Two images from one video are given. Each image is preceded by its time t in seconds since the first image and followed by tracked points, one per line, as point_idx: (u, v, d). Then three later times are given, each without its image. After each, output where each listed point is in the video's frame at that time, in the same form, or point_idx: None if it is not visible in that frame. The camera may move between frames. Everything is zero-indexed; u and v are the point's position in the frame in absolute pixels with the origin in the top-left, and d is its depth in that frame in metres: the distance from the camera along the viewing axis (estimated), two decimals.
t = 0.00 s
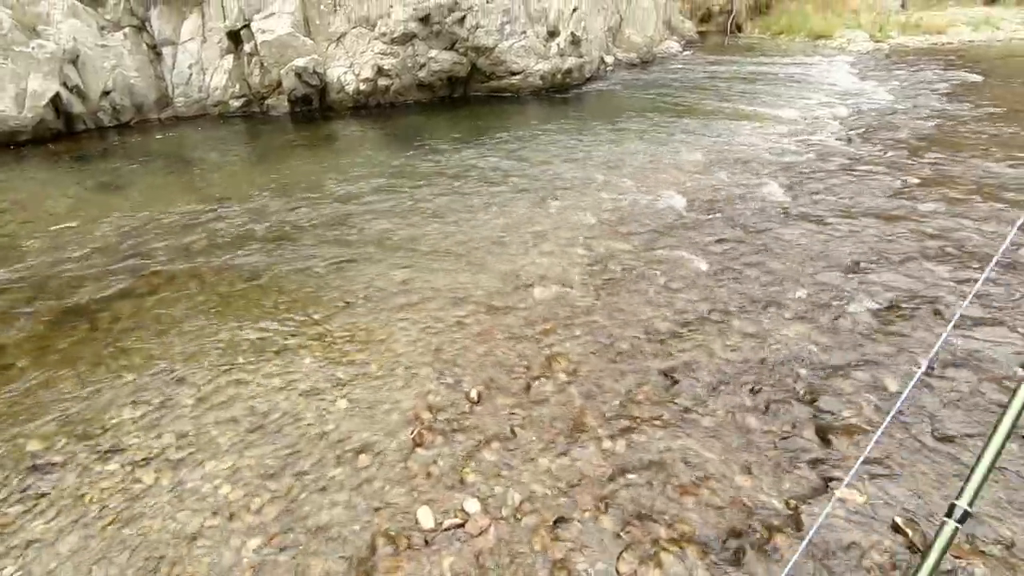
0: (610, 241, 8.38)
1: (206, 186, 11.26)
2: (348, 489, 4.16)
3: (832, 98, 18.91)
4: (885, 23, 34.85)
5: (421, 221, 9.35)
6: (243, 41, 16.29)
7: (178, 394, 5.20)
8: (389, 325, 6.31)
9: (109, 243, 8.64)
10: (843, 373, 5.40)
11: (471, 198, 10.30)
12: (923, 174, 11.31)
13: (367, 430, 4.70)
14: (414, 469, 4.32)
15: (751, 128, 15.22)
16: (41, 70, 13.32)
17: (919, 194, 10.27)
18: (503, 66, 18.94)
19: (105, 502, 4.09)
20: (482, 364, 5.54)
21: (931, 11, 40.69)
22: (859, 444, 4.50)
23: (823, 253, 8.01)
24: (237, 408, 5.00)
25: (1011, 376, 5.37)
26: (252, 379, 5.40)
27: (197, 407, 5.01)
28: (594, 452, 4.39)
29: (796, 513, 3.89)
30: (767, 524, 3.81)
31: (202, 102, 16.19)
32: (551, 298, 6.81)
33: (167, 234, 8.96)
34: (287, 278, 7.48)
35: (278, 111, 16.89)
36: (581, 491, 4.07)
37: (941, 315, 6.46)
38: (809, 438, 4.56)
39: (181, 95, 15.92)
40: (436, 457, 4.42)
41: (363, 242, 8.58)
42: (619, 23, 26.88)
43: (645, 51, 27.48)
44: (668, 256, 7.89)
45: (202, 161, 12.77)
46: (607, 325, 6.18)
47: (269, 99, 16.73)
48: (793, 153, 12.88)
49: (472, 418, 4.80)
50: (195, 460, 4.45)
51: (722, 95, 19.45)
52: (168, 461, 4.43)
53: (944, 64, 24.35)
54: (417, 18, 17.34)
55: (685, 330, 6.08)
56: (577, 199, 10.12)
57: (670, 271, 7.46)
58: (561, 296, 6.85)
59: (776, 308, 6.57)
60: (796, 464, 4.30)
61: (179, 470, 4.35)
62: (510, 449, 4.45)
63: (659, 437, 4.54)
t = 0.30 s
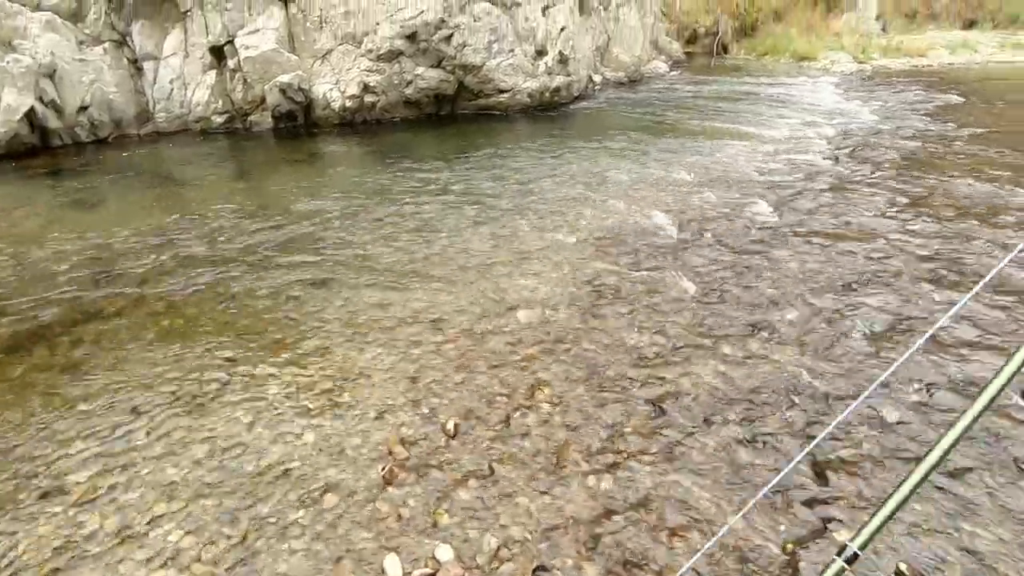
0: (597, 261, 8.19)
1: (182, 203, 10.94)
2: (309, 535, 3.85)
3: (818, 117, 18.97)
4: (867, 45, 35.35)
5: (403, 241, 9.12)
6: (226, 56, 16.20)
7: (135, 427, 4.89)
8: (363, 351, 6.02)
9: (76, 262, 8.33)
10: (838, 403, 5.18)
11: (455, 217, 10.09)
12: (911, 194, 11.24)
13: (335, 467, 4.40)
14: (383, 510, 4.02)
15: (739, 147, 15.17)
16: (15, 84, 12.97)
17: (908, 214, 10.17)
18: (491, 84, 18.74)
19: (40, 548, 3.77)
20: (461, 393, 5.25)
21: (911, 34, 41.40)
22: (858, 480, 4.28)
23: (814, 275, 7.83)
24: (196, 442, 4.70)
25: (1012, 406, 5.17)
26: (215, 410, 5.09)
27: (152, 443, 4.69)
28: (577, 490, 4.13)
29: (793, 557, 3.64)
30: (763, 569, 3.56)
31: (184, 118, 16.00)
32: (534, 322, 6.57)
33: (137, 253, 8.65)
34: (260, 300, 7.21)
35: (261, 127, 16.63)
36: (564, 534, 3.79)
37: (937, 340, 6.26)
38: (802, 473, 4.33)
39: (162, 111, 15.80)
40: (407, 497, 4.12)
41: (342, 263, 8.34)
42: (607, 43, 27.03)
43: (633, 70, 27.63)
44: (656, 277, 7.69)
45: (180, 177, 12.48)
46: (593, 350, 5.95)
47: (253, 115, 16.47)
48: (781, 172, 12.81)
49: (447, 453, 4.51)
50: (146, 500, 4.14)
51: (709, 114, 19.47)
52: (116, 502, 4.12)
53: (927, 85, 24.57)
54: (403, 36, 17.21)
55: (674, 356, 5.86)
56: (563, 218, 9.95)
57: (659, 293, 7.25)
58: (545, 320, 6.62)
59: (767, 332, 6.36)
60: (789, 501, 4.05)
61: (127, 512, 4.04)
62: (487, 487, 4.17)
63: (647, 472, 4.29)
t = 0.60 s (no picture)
0: (583, 285, 7.95)
1: (150, 231, 10.50)
2: None
3: (797, 131, 19.04)
4: (840, 58, 35.84)
5: (383, 268, 8.85)
6: (198, 78, 15.85)
7: (88, 490, 4.69)
8: (337, 393, 5.77)
9: (35, 301, 7.96)
10: (842, 438, 4.96)
11: (436, 241, 9.83)
12: (895, 207, 11.19)
13: (304, 530, 4.16)
14: None
15: (721, 161, 15.10)
16: None
17: (895, 228, 10.08)
18: (471, 103, 18.54)
19: None
20: (443, 438, 5.00)
21: (881, 47, 42.15)
22: (867, 527, 4.11)
23: (807, 295, 7.63)
24: (151, 505, 4.50)
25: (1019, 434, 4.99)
26: (172, 465, 4.92)
27: (104, 506, 4.51)
28: (571, 548, 3.94)
29: None
30: None
31: (154, 141, 15.57)
32: (520, 354, 6.31)
33: (102, 290, 8.32)
34: (230, 340, 6.97)
35: (235, 149, 16.16)
36: None
37: (938, 363, 6.07)
38: (812, 521, 4.16)
39: (131, 135, 15.32)
40: (385, 562, 3.89)
41: (320, 295, 8.06)
42: (586, 59, 27.05)
43: (612, 86, 27.65)
44: (645, 302, 7.44)
45: (150, 203, 12.07)
46: (582, 385, 5.70)
47: (226, 137, 16.09)
48: (764, 187, 12.73)
49: (428, 509, 4.27)
50: None
51: (691, 129, 19.42)
52: None
53: (901, 97, 24.83)
54: (380, 55, 16.97)
55: (668, 390, 5.60)
56: (547, 240, 9.73)
57: (650, 319, 7.00)
58: (531, 351, 6.36)
59: (762, 359, 6.14)
60: (802, 557, 3.90)
61: None
62: (472, 548, 3.95)
63: (644, 526, 4.11)
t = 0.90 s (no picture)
0: (584, 299, 7.91)
1: (145, 242, 10.40)
2: None
3: (791, 144, 19.18)
4: (830, 72, 36.23)
5: (383, 280, 8.80)
6: (193, 88, 15.77)
7: (86, 510, 4.59)
8: (340, 410, 5.70)
9: (26, 315, 7.82)
10: (852, 455, 4.94)
11: (436, 253, 9.78)
12: (891, 220, 11.24)
13: (310, 554, 4.12)
14: None
15: (717, 174, 15.15)
16: None
17: (893, 242, 10.12)
18: (468, 114, 18.57)
19: None
20: (449, 456, 5.01)
21: (870, 61, 42.67)
22: (883, 546, 4.08)
23: (810, 308, 7.61)
24: (152, 527, 4.42)
25: None
26: (171, 489, 4.80)
27: (99, 531, 4.40)
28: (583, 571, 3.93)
29: None
30: None
31: (148, 150, 15.44)
32: (523, 369, 6.27)
33: (98, 302, 8.21)
34: (228, 353, 6.90)
35: (231, 159, 16.12)
36: None
37: (945, 377, 6.05)
38: (828, 542, 4.12)
39: (125, 144, 15.17)
40: None
41: (319, 307, 7.99)
42: (581, 71, 27.19)
43: (607, 98, 27.78)
44: (647, 316, 7.40)
45: (145, 213, 11.94)
46: (587, 401, 5.69)
47: (222, 147, 16.05)
48: (761, 200, 12.78)
49: (438, 530, 4.27)
50: None
51: (686, 141, 19.51)
52: None
53: (890, 111, 25.10)
54: (378, 66, 16.90)
55: (674, 407, 5.58)
56: (546, 252, 9.69)
57: (654, 333, 6.96)
58: (535, 366, 6.32)
59: (768, 374, 6.10)
60: None
61: None
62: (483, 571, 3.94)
63: (657, 548, 4.09)
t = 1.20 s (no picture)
0: (590, 306, 7.98)
1: (151, 253, 10.46)
2: None
3: (788, 152, 19.35)
4: (824, 81, 36.57)
5: (390, 289, 8.86)
6: (196, 100, 15.89)
7: (103, 520, 4.64)
8: (354, 416, 5.79)
9: (34, 327, 7.84)
10: (864, 458, 5.00)
11: (441, 263, 9.84)
12: (890, 227, 11.36)
13: (330, 561, 4.20)
14: None
15: (716, 182, 15.28)
16: None
17: (892, 248, 10.23)
18: (468, 124, 18.68)
19: None
20: (463, 463, 5.07)
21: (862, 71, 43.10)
22: (897, 547, 4.14)
23: (815, 314, 7.69)
24: (170, 535, 4.48)
25: None
26: (189, 496, 4.86)
27: (117, 539, 4.46)
28: None
29: None
30: None
31: (149, 162, 15.54)
32: (533, 376, 6.34)
33: (106, 313, 8.26)
34: (237, 362, 6.96)
35: (233, 170, 16.20)
36: None
37: (952, 381, 6.11)
38: (843, 544, 4.18)
39: (127, 156, 15.31)
40: None
41: (327, 317, 8.04)
42: (578, 81, 27.41)
43: (604, 107, 27.99)
44: (653, 323, 7.47)
45: (149, 224, 11.98)
46: (598, 408, 5.75)
47: (224, 158, 16.10)
48: (760, 207, 12.90)
49: (457, 536, 4.34)
50: None
51: (684, 150, 19.67)
52: None
53: (884, 120, 25.34)
54: (379, 77, 16.98)
55: (684, 413, 5.65)
56: (550, 261, 9.77)
57: (661, 340, 7.03)
58: (545, 374, 6.37)
59: (777, 380, 6.17)
60: None
61: None
62: None
63: (674, 552, 4.15)
